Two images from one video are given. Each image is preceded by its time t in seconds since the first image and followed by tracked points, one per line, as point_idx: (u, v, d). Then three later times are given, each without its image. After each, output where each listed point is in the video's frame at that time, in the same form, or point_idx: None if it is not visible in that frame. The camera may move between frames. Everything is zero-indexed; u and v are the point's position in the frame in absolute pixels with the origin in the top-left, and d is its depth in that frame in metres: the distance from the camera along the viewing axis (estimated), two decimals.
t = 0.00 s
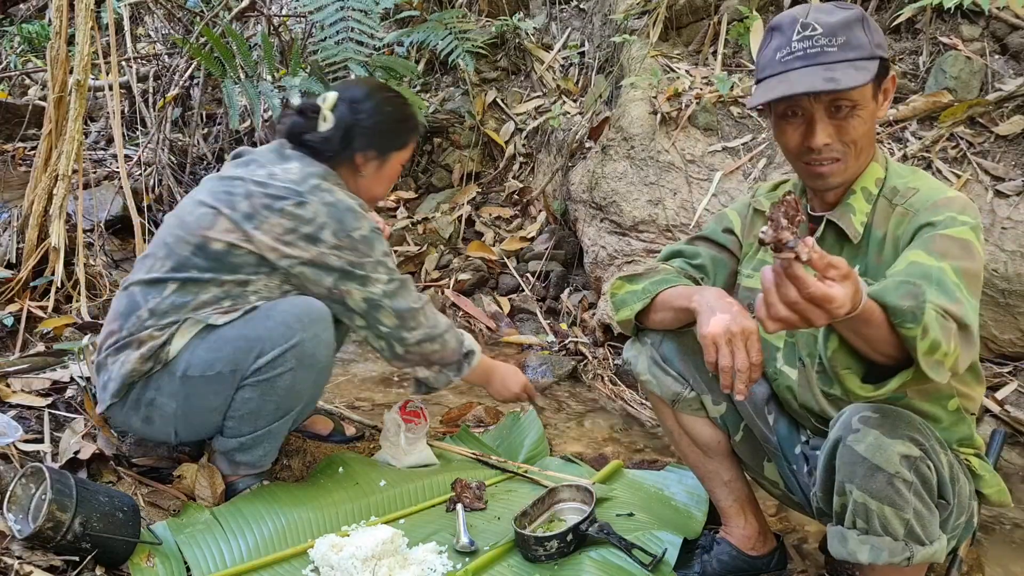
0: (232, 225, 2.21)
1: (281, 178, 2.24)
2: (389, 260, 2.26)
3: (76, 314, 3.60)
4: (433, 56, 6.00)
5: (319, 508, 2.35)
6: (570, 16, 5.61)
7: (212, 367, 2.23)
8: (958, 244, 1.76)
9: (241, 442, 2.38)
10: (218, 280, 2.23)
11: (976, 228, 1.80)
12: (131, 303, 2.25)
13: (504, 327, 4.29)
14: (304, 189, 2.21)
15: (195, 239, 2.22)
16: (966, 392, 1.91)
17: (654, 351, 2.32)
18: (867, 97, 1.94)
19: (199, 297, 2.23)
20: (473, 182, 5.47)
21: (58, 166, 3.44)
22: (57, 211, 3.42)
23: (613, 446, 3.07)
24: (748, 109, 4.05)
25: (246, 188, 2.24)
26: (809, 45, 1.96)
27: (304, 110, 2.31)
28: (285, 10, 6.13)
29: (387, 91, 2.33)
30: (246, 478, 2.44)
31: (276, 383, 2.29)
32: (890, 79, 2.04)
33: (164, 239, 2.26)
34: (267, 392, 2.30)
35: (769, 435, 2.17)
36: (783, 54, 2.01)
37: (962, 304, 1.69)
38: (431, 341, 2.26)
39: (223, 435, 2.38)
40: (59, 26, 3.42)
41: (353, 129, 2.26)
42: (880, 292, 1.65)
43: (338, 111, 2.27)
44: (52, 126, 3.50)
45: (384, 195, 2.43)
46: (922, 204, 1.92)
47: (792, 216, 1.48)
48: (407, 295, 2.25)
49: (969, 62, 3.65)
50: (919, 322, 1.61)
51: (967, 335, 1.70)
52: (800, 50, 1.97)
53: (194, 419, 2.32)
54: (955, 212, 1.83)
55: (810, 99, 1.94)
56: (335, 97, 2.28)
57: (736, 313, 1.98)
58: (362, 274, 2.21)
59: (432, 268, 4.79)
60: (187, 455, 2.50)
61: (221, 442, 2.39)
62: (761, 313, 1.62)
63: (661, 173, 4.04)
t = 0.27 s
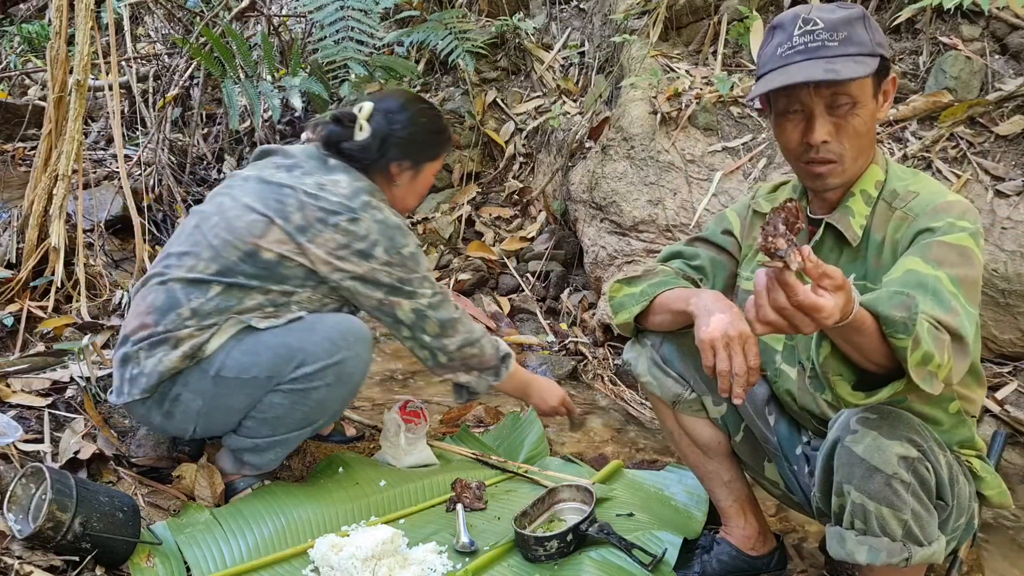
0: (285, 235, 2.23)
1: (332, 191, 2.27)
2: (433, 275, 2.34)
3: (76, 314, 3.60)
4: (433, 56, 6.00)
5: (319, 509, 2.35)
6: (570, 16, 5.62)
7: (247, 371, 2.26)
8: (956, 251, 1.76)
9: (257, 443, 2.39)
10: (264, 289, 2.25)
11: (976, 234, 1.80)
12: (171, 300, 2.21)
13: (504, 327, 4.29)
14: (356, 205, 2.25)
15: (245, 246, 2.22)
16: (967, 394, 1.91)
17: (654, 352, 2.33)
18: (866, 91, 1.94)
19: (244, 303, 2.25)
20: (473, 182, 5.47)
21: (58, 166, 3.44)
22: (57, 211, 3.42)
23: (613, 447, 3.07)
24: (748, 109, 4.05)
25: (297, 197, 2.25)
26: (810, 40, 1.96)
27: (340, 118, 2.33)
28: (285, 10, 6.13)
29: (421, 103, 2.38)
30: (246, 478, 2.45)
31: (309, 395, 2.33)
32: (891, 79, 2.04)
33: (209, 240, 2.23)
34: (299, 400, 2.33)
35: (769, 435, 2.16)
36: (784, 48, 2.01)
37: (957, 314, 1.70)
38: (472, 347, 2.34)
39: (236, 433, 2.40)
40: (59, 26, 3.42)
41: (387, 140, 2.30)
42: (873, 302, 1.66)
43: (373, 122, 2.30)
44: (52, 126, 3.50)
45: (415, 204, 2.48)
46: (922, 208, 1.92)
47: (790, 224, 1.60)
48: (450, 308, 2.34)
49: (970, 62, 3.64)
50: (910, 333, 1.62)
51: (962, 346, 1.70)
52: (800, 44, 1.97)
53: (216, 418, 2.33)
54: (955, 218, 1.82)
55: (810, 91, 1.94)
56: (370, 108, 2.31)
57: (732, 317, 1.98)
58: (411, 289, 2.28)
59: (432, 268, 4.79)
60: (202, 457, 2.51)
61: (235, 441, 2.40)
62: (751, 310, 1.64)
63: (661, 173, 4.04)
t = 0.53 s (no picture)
0: (318, 248, 2.27)
1: (364, 205, 2.31)
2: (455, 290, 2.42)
3: (76, 314, 3.60)
4: (433, 56, 6.01)
5: (319, 509, 2.35)
6: (570, 16, 5.62)
7: (271, 378, 2.28)
8: (951, 253, 1.75)
9: (265, 445, 2.40)
10: (294, 300, 2.29)
11: (972, 235, 1.79)
12: (201, 303, 2.22)
13: (504, 327, 4.29)
14: (388, 221, 2.31)
15: (278, 257, 2.24)
16: (966, 395, 1.91)
17: (654, 354, 2.33)
18: (864, 83, 1.98)
19: (274, 314, 2.28)
20: (473, 182, 5.47)
21: (58, 166, 3.44)
22: (58, 211, 3.42)
23: (613, 447, 3.07)
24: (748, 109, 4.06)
25: (330, 209, 2.28)
26: (811, 31, 1.96)
27: (363, 130, 2.35)
28: (285, 10, 6.13)
29: (443, 113, 2.39)
30: (247, 478, 2.45)
31: (330, 407, 2.35)
32: (887, 78, 2.08)
33: (240, 247, 2.24)
34: (318, 410, 2.35)
35: (769, 436, 2.16)
36: (784, 40, 2.01)
37: (951, 314, 1.69)
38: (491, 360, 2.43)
39: (248, 433, 2.40)
40: (59, 26, 3.42)
41: (409, 153, 2.33)
42: (866, 295, 1.64)
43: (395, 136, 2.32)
44: (52, 126, 3.50)
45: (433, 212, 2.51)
46: (917, 210, 1.92)
47: (784, 211, 1.67)
48: (470, 322, 2.41)
49: (970, 62, 3.64)
50: (902, 327, 1.59)
51: (956, 345, 1.70)
52: (801, 35, 1.97)
53: (228, 422, 2.35)
54: (950, 219, 1.82)
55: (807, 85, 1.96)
56: (391, 121, 2.33)
57: (732, 319, 1.98)
58: (436, 305, 2.36)
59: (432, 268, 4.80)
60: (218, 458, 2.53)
61: (244, 442, 2.41)
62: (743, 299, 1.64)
63: (661, 173, 4.04)
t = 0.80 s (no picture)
0: (313, 246, 2.27)
1: (359, 202, 2.31)
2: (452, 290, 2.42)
3: (76, 314, 3.60)
4: (433, 56, 6.01)
5: (319, 509, 2.35)
6: (570, 16, 5.61)
7: (268, 377, 2.28)
8: (945, 250, 1.75)
9: (265, 445, 2.40)
10: (290, 297, 2.29)
11: (967, 233, 1.79)
12: (195, 301, 2.22)
13: (504, 327, 4.29)
14: (383, 217, 2.31)
15: (273, 256, 2.24)
16: (964, 394, 1.91)
17: (653, 353, 2.33)
18: (860, 83, 1.97)
19: (268, 312, 2.28)
20: (473, 182, 5.47)
21: (58, 166, 3.44)
22: (58, 211, 3.42)
23: (613, 447, 3.07)
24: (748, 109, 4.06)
25: (325, 207, 2.28)
26: (807, 30, 1.96)
27: (360, 129, 2.37)
28: (285, 10, 6.13)
29: (439, 111, 2.39)
30: (247, 478, 2.45)
31: (327, 404, 2.35)
32: (883, 80, 2.07)
33: (236, 246, 2.24)
34: (315, 407, 2.35)
35: (769, 436, 2.16)
36: (780, 40, 2.01)
37: (946, 310, 1.69)
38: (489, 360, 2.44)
39: (247, 433, 2.40)
40: (59, 26, 3.42)
41: (405, 150, 2.33)
42: (859, 285, 1.64)
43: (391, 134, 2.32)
44: (52, 126, 3.50)
45: (432, 210, 2.51)
46: (913, 209, 1.92)
47: (777, 194, 1.65)
48: (466, 322, 2.42)
49: (970, 62, 3.64)
50: (894, 315, 1.60)
51: (951, 340, 1.70)
52: (797, 35, 1.97)
53: (227, 422, 2.35)
54: (945, 217, 1.82)
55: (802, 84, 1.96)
56: (389, 119, 2.34)
57: (732, 318, 1.98)
58: (431, 302, 2.36)
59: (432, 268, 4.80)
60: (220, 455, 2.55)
61: (243, 441, 2.41)
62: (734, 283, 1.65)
63: (661, 173, 4.04)
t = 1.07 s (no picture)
0: (277, 229, 2.24)
1: (322, 182, 2.28)
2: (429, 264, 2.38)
3: (76, 314, 3.60)
4: (433, 56, 6.01)
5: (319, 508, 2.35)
6: (570, 16, 5.61)
7: (243, 376, 2.27)
8: (942, 250, 1.75)
9: (254, 445, 2.40)
10: (258, 285, 2.27)
11: (966, 232, 1.78)
12: (165, 301, 2.23)
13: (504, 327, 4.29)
14: (346, 194, 2.27)
15: (237, 243, 2.22)
16: (963, 393, 1.91)
17: (653, 353, 2.33)
18: (859, 83, 1.97)
19: (237, 302, 2.25)
20: (473, 182, 5.47)
21: (58, 166, 3.44)
22: (57, 211, 3.42)
23: (613, 447, 3.07)
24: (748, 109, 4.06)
25: (287, 190, 2.26)
26: (806, 31, 1.96)
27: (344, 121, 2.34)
28: (285, 10, 6.13)
29: (407, 94, 2.37)
30: (247, 478, 2.45)
31: (304, 400, 2.34)
32: (881, 83, 2.07)
33: (202, 239, 2.24)
34: (293, 404, 2.34)
35: (768, 436, 2.16)
36: (779, 40, 2.01)
37: (944, 309, 1.68)
38: (480, 330, 2.40)
39: (235, 436, 2.41)
40: (59, 26, 3.42)
41: (372, 131, 2.31)
42: (858, 283, 1.65)
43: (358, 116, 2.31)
44: (52, 126, 3.50)
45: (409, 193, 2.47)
46: (910, 209, 1.92)
47: (775, 192, 1.65)
48: (448, 296, 2.37)
49: (970, 62, 3.64)
50: (893, 313, 1.60)
51: (949, 338, 1.69)
52: (796, 35, 1.97)
53: (211, 422, 2.34)
54: (943, 217, 1.82)
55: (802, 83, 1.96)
56: (355, 102, 2.33)
57: (731, 317, 1.98)
58: (407, 276, 2.30)
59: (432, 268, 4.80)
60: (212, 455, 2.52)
61: (233, 442, 2.41)
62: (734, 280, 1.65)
63: (661, 173, 4.04)
